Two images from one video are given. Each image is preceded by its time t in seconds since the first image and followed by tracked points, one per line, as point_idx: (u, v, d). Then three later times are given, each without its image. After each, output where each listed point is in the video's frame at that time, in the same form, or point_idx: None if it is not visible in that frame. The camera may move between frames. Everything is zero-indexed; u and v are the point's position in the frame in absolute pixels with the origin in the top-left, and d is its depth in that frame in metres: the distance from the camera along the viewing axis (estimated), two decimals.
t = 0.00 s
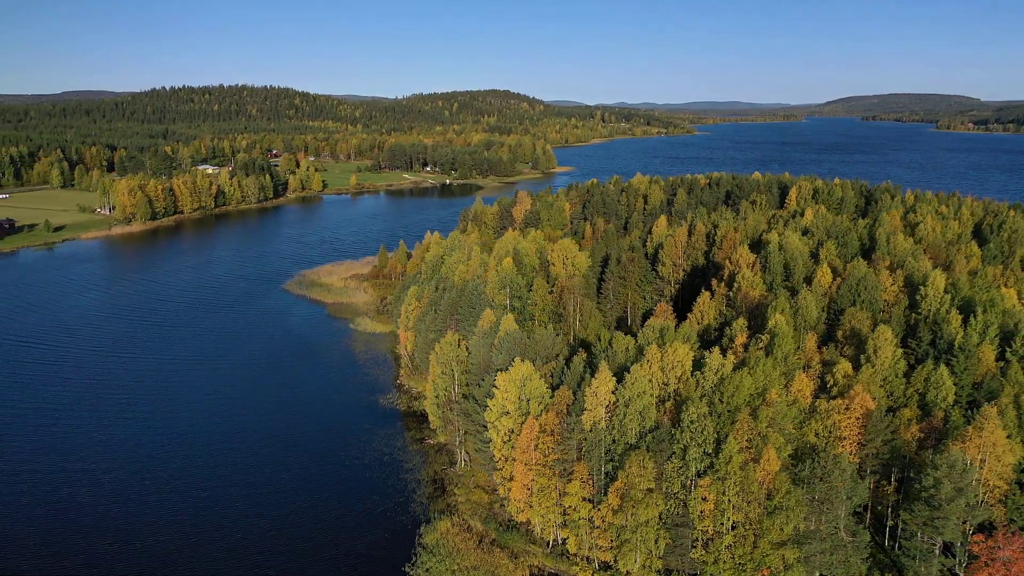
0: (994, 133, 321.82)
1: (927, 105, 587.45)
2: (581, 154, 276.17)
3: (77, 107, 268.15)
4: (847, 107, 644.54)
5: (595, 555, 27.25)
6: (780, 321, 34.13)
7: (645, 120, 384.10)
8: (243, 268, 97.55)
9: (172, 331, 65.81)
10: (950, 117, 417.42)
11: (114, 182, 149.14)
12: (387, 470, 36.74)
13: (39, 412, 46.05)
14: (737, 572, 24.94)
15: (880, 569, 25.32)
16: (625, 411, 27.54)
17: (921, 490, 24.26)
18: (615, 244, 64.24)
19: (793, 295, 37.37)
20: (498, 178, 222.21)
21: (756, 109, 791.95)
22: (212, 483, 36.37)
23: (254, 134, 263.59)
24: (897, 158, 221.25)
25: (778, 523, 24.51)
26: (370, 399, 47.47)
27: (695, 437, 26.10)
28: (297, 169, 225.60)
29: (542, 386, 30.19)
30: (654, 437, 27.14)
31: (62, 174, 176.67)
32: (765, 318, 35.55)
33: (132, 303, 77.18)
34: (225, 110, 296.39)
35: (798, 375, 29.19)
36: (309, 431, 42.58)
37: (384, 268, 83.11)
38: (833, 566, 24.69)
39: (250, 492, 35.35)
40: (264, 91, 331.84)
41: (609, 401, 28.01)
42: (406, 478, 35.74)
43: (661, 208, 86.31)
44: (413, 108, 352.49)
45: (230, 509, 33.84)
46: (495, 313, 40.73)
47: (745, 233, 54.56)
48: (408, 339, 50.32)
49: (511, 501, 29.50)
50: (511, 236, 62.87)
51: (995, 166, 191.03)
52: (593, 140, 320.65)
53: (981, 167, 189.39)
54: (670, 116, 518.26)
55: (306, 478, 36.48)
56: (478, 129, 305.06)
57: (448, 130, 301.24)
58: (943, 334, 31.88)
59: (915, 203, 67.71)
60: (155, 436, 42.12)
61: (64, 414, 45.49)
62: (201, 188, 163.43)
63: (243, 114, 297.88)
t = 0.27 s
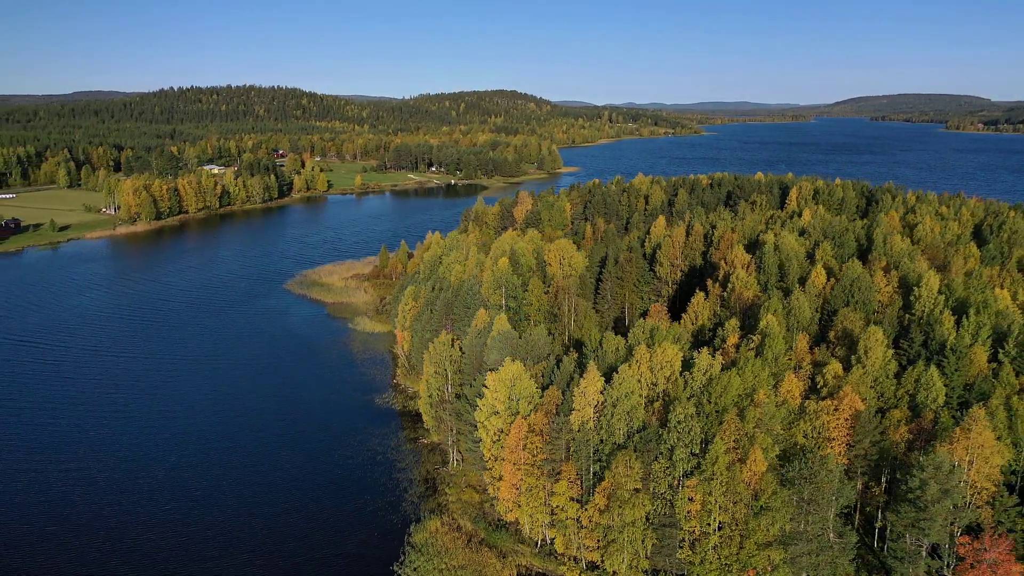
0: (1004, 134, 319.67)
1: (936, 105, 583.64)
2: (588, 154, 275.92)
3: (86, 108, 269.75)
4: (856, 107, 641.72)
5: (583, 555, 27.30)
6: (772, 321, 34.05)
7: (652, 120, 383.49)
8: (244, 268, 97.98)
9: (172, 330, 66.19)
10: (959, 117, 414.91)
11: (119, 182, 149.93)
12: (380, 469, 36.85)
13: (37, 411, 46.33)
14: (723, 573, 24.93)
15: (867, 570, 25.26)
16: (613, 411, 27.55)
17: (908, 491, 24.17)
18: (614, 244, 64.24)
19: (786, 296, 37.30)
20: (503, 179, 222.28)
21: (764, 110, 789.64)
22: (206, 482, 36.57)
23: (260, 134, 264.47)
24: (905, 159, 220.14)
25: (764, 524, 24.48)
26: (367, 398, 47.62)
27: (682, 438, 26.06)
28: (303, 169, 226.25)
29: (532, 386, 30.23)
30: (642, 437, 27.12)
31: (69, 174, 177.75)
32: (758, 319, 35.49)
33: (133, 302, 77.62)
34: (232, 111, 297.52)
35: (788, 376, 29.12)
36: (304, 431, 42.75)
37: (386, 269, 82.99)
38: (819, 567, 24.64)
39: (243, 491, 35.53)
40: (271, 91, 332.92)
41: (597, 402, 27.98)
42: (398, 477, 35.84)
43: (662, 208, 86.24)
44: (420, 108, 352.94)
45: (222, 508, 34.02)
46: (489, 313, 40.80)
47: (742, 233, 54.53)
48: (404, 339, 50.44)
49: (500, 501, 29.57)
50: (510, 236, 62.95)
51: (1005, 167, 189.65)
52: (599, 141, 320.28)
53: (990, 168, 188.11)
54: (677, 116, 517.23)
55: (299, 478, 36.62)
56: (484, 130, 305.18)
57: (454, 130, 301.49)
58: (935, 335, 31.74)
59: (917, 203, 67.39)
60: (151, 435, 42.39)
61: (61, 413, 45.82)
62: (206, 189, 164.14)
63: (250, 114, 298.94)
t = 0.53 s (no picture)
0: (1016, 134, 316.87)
1: (946, 106, 580.05)
2: (595, 154, 275.49)
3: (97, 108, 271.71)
4: (866, 108, 638.06)
5: (568, 555, 27.38)
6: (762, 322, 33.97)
7: (660, 120, 382.62)
8: (246, 267, 98.37)
9: (172, 329, 66.57)
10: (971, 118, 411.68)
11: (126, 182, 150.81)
12: (371, 469, 36.96)
13: (35, 410, 46.68)
14: (706, 573, 24.93)
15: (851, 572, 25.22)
16: (598, 411, 27.57)
17: (892, 493, 24.10)
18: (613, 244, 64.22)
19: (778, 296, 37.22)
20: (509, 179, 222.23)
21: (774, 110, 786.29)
22: (197, 481, 36.77)
23: (268, 134, 265.49)
24: (915, 159, 218.59)
25: (747, 524, 24.46)
26: (362, 398, 47.76)
27: (667, 438, 26.05)
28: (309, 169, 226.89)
29: (519, 386, 30.29)
30: (627, 437, 27.16)
31: (76, 174, 179.00)
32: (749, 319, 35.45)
33: (135, 301, 78.11)
34: (241, 111, 298.76)
35: (775, 377, 29.06)
36: (297, 430, 42.89)
37: (387, 268, 83.24)
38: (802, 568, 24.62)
39: (234, 489, 35.70)
40: (280, 92, 334.17)
41: (584, 401, 27.98)
42: (388, 476, 35.97)
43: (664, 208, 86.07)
44: (428, 108, 353.32)
45: (213, 506, 34.20)
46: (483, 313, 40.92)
47: (739, 234, 54.43)
48: (400, 339, 50.58)
49: (487, 500, 29.65)
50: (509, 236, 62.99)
51: (1016, 168, 187.91)
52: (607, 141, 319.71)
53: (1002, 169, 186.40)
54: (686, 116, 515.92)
55: (291, 477, 36.78)
56: (492, 130, 305.25)
57: (461, 130, 301.64)
58: (926, 336, 31.60)
59: (920, 204, 66.98)
60: (146, 434, 42.63)
61: (58, 411, 46.18)
62: (212, 188, 164.89)
63: (259, 114, 300.15)
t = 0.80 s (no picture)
0: None
1: (961, 107, 575.32)
2: (602, 155, 275.19)
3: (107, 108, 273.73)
4: (876, 108, 634.50)
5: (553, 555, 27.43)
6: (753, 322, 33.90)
7: (668, 121, 381.80)
8: (249, 267, 98.74)
9: (173, 329, 66.97)
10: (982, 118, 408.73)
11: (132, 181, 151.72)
12: (363, 468, 37.10)
13: (34, 408, 47.09)
14: (691, 573, 24.93)
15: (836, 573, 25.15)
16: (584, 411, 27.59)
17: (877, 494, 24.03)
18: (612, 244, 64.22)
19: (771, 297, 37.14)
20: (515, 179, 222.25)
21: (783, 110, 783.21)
22: (190, 479, 36.98)
23: (275, 134, 266.50)
24: (924, 159, 217.22)
25: (731, 525, 24.42)
26: (357, 397, 47.90)
27: (652, 438, 26.03)
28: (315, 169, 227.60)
29: (508, 386, 30.33)
30: (614, 437, 27.16)
31: (84, 174, 180.24)
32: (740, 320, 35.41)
33: (137, 301, 78.61)
34: (249, 111, 300.12)
35: (763, 377, 28.98)
36: (292, 429, 43.06)
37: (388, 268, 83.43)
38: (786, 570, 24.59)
39: (226, 488, 35.91)
40: (288, 92, 335.45)
41: (570, 402, 27.96)
42: (380, 476, 36.09)
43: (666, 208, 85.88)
44: (436, 108, 353.80)
45: (205, 504, 34.41)
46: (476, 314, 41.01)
47: (737, 234, 54.34)
48: (397, 338, 50.73)
49: (475, 500, 29.71)
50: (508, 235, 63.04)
51: None
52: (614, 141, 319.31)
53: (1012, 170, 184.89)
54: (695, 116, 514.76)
55: (283, 476, 36.96)
56: (499, 130, 305.39)
57: (468, 131, 301.92)
58: (916, 337, 31.50)
59: (923, 204, 66.57)
60: (142, 432, 42.92)
61: (57, 409, 46.60)
62: (218, 188, 165.67)
63: (267, 114, 301.38)
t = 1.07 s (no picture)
0: None
1: (971, 107, 571.92)
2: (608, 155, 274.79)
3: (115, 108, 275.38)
4: (886, 108, 631.22)
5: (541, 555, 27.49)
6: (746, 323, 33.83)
7: (675, 121, 381.07)
8: (251, 267, 99.09)
9: (173, 328, 67.34)
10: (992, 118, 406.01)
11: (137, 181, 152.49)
12: (357, 467, 37.23)
13: (34, 406, 47.48)
14: (677, 573, 24.96)
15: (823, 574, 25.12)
16: (573, 411, 27.60)
17: (863, 495, 24.00)
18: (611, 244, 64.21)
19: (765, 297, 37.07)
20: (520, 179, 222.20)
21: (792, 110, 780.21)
22: (185, 478, 37.22)
23: (281, 134, 267.46)
24: (933, 159, 215.93)
25: (717, 526, 24.43)
26: (353, 397, 48.03)
27: (640, 438, 26.03)
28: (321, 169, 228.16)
29: (498, 386, 30.35)
30: (602, 437, 27.16)
31: (91, 174, 181.29)
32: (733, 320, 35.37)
33: (140, 300, 79.06)
34: (257, 111, 301.21)
35: (753, 378, 28.93)
36: (287, 428, 43.23)
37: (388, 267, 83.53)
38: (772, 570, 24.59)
39: (220, 487, 36.12)
40: (296, 92, 336.52)
41: (559, 401, 27.97)
42: (373, 475, 36.21)
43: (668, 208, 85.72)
44: (443, 108, 354.14)
45: (198, 502, 34.64)
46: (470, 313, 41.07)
47: (734, 234, 54.24)
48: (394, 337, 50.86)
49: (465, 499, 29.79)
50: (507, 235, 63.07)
51: None
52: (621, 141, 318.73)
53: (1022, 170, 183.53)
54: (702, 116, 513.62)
55: (277, 474, 37.15)
56: (505, 130, 305.46)
57: (475, 131, 302.25)
58: (908, 338, 31.40)
59: (926, 204, 66.24)
60: (139, 431, 43.22)
61: (56, 408, 46.97)
62: (222, 188, 166.34)
63: (274, 114, 302.40)
